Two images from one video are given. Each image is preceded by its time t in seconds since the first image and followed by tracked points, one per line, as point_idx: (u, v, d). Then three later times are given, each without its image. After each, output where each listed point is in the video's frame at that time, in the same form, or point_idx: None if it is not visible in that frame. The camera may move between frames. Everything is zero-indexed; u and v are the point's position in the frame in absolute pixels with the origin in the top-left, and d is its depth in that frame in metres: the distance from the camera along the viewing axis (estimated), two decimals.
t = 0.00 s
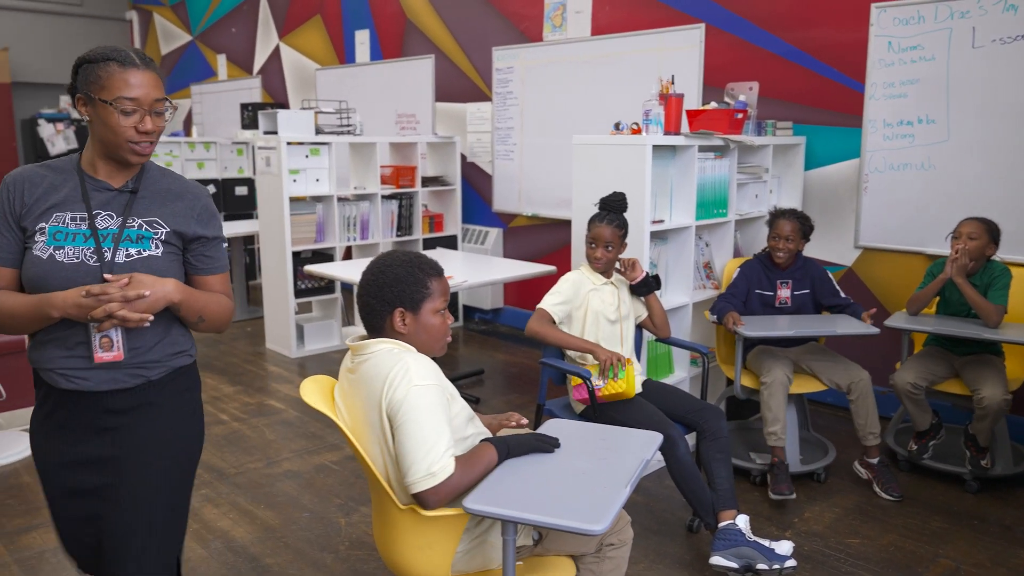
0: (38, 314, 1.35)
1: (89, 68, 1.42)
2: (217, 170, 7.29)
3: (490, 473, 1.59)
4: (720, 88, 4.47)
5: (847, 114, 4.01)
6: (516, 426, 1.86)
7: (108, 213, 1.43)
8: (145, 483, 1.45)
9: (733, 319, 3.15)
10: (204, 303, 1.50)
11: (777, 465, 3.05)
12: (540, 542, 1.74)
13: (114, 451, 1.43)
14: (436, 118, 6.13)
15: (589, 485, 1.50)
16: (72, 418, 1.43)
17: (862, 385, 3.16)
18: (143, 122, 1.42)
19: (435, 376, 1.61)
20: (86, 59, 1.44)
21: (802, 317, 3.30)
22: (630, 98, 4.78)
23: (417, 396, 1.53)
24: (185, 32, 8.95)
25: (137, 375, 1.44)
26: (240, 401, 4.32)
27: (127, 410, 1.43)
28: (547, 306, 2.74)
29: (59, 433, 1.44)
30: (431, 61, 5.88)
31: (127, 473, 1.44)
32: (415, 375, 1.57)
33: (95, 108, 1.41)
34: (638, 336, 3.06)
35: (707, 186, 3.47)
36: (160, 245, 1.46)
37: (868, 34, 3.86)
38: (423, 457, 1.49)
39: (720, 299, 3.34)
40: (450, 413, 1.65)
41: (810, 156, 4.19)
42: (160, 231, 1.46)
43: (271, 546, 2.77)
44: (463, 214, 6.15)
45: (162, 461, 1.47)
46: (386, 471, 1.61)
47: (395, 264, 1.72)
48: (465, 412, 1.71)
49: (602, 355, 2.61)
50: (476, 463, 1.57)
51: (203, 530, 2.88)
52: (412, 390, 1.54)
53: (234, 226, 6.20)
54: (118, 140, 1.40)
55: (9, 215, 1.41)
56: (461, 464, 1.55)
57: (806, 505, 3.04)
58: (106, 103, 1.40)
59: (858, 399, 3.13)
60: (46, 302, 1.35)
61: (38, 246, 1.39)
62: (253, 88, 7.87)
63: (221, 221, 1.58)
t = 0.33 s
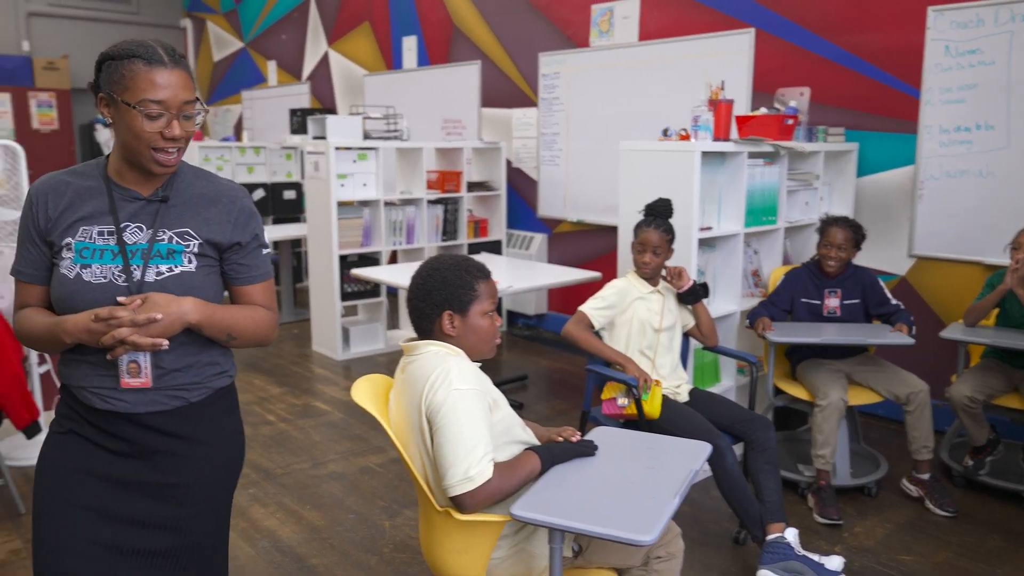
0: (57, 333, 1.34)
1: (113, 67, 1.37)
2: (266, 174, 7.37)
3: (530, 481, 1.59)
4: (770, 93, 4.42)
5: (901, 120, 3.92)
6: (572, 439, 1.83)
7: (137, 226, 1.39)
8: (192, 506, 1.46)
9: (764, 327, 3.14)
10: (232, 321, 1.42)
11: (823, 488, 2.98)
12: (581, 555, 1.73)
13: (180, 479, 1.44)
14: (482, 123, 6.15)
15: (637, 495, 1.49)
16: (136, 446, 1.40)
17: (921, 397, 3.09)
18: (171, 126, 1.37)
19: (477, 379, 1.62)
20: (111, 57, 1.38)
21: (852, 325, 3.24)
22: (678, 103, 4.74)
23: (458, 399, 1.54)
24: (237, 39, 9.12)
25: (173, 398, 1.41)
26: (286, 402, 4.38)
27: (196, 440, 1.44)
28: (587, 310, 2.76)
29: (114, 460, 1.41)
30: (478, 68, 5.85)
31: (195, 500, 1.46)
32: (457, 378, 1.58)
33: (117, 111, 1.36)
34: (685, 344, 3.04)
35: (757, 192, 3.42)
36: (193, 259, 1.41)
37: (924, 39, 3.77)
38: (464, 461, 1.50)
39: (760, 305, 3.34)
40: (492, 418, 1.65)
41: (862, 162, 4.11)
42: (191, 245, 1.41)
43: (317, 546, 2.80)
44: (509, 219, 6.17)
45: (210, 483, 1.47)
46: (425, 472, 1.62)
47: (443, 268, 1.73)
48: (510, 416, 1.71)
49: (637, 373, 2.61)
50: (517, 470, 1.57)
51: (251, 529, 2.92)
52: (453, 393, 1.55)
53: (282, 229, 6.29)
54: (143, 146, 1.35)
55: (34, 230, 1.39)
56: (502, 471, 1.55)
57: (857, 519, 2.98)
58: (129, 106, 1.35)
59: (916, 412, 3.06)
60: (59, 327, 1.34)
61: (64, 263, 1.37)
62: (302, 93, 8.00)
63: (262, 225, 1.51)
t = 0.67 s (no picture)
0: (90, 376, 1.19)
1: (140, 74, 1.22)
2: (317, 177, 7.49)
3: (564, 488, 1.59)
4: (824, 96, 4.34)
5: (961, 123, 3.82)
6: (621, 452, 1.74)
7: (172, 249, 1.27)
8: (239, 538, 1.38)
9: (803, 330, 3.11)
10: (273, 346, 1.35)
11: (879, 500, 2.91)
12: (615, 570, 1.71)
13: (231, 513, 1.36)
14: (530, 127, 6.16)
15: (689, 502, 1.47)
16: (187, 486, 1.30)
17: (977, 410, 3.00)
18: (209, 139, 1.24)
19: (512, 379, 1.62)
20: (135, 62, 1.23)
21: (898, 331, 3.16)
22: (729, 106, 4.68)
23: (484, 396, 1.55)
24: (289, 45, 9.28)
25: (227, 430, 1.34)
26: (335, 403, 4.44)
27: (249, 470, 1.37)
28: (636, 319, 2.75)
29: (161, 505, 1.30)
30: (526, 72, 5.93)
31: (244, 532, 1.39)
32: (489, 377, 1.59)
33: (147, 123, 1.22)
34: (737, 351, 3.01)
35: (811, 197, 3.37)
36: (237, 278, 1.33)
37: (987, 39, 3.67)
38: (482, 457, 1.51)
39: (803, 310, 3.32)
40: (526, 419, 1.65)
41: (920, 166, 4.02)
42: (234, 262, 1.32)
43: (366, 547, 2.83)
44: (556, 223, 6.16)
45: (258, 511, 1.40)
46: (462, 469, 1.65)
47: (494, 269, 1.74)
48: (554, 419, 1.70)
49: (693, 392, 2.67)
50: (548, 474, 1.57)
51: (302, 528, 2.96)
52: (479, 390, 1.56)
53: (332, 232, 6.37)
54: (181, 162, 1.22)
55: (45, 265, 1.20)
56: (527, 472, 1.55)
57: (913, 533, 2.90)
58: (163, 118, 1.21)
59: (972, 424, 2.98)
60: (90, 366, 1.18)
61: (97, 298, 1.21)
62: (352, 98, 8.10)
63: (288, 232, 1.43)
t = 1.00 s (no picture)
0: (155, 415, 1.04)
1: (176, 58, 1.09)
2: (363, 182, 7.58)
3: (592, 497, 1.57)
4: (877, 100, 4.25)
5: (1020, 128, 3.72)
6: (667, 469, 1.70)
7: (202, 260, 1.15)
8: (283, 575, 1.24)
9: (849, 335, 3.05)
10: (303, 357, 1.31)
11: (937, 515, 2.83)
12: None
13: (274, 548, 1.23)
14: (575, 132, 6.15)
15: (741, 515, 1.44)
16: (223, 520, 1.18)
17: None
18: (249, 128, 1.13)
19: (541, 381, 1.64)
20: (162, 44, 1.10)
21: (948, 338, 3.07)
22: (778, 111, 4.62)
23: (507, 395, 1.60)
24: (337, 51, 9.40)
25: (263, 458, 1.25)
26: (379, 406, 4.48)
27: (287, 495, 1.28)
28: (687, 325, 2.71)
29: (194, 547, 1.15)
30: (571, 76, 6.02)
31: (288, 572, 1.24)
32: (515, 377, 1.63)
33: (188, 114, 1.09)
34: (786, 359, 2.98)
35: (863, 203, 3.30)
36: (265, 287, 1.25)
37: None
38: (503, 456, 1.56)
39: (850, 317, 3.27)
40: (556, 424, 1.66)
41: (976, 172, 3.91)
42: (263, 267, 1.24)
43: (409, 549, 2.84)
44: (600, 228, 6.14)
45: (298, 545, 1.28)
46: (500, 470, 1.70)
47: (534, 271, 1.77)
48: (591, 425, 1.70)
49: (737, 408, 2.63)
50: (575, 481, 1.56)
51: (347, 530, 2.99)
52: (504, 390, 1.61)
53: (377, 236, 6.43)
54: (223, 155, 1.11)
55: (61, 288, 1.02)
56: (551, 475, 1.56)
57: (969, 550, 2.82)
58: (210, 107, 1.09)
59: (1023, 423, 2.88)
60: (161, 399, 1.04)
61: (133, 321, 1.06)
62: (398, 103, 8.18)
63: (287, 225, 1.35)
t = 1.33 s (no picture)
0: (239, 431, 1.03)
1: (220, 55, 1.08)
2: (377, 185, 7.57)
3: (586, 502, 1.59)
4: (894, 102, 4.22)
5: None
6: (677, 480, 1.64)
7: (236, 266, 1.16)
8: None
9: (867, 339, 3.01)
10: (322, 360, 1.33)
11: (960, 519, 2.81)
12: None
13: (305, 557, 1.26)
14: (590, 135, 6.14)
15: (758, 520, 1.43)
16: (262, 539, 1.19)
17: None
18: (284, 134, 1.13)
19: (539, 382, 1.66)
20: (206, 41, 1.08)
21: (968, 341, 3.03)
22: (794, 113, 4.59)
23: (503, 394, 1.65)
24: (352, 55, 9.44)
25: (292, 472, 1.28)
26: (394, 408, 4.49)
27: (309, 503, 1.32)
28: (702, 327, 2.71)
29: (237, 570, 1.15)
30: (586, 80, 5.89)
31: None
32: (511, 375, 1.67)
33: (227, 114, 1.07)
34: (803, 363, 2.96)
35: (881, 205, 3.28)
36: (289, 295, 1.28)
37: None
38: (497, 453, 1.62)
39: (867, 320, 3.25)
40: (557, 426, 1.67)
41: (995, 174, 3.87)
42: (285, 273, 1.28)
43: (424, 552, 2.84)
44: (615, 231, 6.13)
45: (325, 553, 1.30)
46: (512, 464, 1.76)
47: (542, 274, 1.79)
48: (597, 429, 1.69)
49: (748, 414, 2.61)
50: (567, 485, 1.58)
51: (362, 532, 3.00)
52: (501, 388, 1.66)
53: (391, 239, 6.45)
54: (257, 160, 1.11)
55: (120, 307, 0.98)
56: (543, 475, 1.59)
57: (989, 555, 2.79)
58: (252, 109, 1.08)
59: None
60: (251, 413, 1.04)
61: (194, 336, 1.06)
62: (413, 107, 8.20)
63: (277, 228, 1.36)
